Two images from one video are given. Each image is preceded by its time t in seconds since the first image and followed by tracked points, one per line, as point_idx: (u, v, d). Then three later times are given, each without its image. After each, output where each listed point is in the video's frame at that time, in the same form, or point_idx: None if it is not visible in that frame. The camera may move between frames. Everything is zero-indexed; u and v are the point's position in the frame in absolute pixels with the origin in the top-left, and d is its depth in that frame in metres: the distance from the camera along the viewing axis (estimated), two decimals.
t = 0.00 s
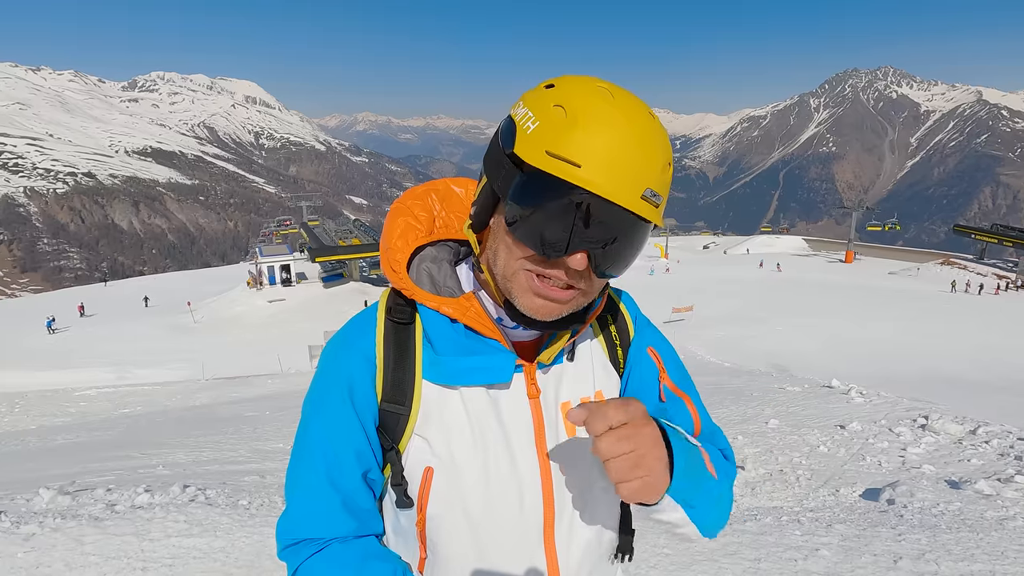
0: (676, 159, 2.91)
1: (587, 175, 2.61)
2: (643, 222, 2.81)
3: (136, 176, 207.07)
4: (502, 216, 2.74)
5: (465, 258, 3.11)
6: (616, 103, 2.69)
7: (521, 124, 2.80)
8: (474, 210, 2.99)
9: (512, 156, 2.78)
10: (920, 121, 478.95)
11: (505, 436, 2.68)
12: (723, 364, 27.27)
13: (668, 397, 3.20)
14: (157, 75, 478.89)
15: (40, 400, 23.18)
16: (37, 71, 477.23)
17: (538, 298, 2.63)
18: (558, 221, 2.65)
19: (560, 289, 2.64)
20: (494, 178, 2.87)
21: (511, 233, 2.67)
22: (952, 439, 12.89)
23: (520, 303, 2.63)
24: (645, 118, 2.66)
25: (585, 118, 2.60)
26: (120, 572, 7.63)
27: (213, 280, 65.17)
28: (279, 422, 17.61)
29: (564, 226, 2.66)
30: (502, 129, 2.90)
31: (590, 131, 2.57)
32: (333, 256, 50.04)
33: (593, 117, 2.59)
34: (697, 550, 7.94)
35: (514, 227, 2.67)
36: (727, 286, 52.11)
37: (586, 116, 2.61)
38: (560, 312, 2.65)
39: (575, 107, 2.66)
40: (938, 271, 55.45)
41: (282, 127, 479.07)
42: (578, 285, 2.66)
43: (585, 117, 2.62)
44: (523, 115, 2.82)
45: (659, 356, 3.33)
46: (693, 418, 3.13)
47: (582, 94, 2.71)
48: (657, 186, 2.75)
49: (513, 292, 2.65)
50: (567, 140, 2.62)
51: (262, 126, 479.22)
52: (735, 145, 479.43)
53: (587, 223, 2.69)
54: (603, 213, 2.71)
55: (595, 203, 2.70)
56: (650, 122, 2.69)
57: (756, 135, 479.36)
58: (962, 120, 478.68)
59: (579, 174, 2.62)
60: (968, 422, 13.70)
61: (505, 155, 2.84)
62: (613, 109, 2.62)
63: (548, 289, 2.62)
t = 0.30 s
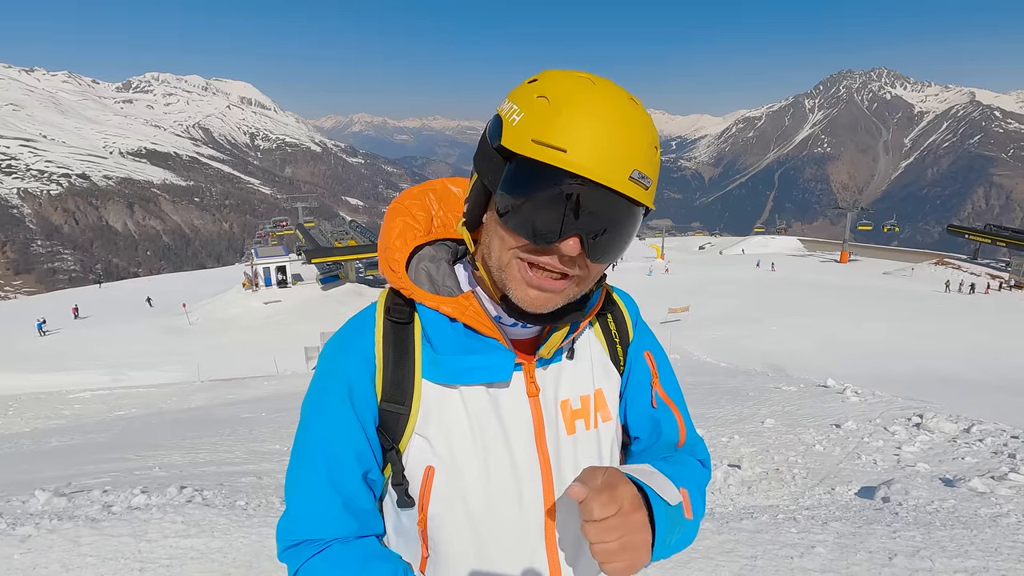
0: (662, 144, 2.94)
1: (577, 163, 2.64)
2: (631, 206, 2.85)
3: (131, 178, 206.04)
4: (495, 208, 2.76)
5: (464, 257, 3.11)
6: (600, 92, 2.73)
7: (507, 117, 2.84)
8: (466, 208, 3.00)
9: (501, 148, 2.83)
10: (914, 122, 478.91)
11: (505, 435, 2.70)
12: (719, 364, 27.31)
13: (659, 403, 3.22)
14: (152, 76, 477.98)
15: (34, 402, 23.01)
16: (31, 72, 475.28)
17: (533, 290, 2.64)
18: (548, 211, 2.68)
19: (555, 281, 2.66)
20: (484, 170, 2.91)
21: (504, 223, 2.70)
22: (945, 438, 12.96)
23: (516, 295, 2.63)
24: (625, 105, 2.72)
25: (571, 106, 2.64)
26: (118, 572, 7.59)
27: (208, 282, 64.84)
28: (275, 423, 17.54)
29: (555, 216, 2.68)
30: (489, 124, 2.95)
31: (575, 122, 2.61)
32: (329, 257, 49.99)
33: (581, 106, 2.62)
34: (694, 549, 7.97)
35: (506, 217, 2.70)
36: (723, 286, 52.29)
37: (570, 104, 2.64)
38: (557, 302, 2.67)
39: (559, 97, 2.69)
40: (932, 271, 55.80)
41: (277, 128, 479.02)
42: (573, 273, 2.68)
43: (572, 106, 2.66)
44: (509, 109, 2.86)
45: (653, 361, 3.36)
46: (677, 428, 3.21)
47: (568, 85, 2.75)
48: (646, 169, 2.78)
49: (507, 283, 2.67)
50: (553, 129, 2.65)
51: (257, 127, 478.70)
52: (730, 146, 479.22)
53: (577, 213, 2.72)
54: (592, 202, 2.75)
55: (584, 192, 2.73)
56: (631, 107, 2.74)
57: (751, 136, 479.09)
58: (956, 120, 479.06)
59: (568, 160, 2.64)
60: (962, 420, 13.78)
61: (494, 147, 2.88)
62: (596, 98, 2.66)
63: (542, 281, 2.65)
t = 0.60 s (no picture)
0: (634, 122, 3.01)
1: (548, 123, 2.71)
2: (605, 178, 2.91)
3: (123, 179, 204.55)
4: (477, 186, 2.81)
5: (456, 247, 3.12)
6: (568, 69, 2.78)
7: (481, 101, 2.93)
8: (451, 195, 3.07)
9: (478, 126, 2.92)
10: (906, 122, 478.94)
11: (499, 425, 2.70)
12: (713, 363, 27.40)
13: (660, 381, 3.23)
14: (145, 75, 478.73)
15: (24, 405, 22.80)
16: (21, 72, 471.92)
17: (522, 264, 2.63)
18: (530, 186, 2.71)
19: (541, 255, 2.66)
20: (466, 157, 2.98)
21: (489, 198, 2.71)
22: (936, 434, 13.10)
23: (506, 275, 2.65)
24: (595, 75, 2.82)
25: (540, 81, 2.72)
26: (113, 572, 7.55)
27: (202, 283, 64.46)
28: (269, 424, 17.46)
29: (535, 192, 2.71)
30: (466, 114, 3.04)
31: (547, 87, 2.70)
32: (323, 258, 49.85)
33: (550, 76, 2.72)
34: (689, 545, 8.02)
35: (490, 195, 2.72)
36: (717, 286, 52.51)
37: (541, 75, 2.73)
38: (544, 278, 2.65)
39: (531, 70, 2.77)
40: (923, 271, 56.24)
41: (271, 129, 479.14)
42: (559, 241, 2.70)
43: (543, 77, 2.74)
44: (485, 94, 2.93)
45: (649, 343, 3.36)
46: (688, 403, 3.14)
47: (537, 65, 2.82)
48: (618, 130, 2.86)
49: (497, 263, 2.66)
50: (527, 97, 2.74)
51: (251, 128, 479.43)
52: (724, 146, 479.34)
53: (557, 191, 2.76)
54: (570, 182, 2.80)
55: (562, 171, 2.79)
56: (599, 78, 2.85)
57: (744, 137, 479.08)
58: (947, 121, 479.20)
59: (540, 122, 2.71)
60: (952, 417, 13.94)
61: (470, 130, 2.98)
62: (568, 70, 2.75)
63: (529, 255, 2.64)
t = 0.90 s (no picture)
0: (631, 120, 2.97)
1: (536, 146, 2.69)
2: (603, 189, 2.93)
3: (114, 180, 202.92)
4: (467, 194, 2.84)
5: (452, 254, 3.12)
6: (556, 73, 2.76)
7: (468, 110, 2.90)
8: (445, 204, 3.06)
9: (464, 140, 2.91)
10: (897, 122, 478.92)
11: (500, 430, 2.69)
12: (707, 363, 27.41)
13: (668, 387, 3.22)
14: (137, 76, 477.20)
15: (13, 408, 22.53)
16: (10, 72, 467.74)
17: (518, 277, 2.66)
18: (523, 195, 2.74)
19: (534, 265, 2.70)
20: (454, 166, 2.97)
21: (476, 212, 2.76)
22: (929, 433, 13.22)
23: (501, 287, 2.66)
24: (590, 78, 2.76)
25: (529, 87, 2.68)
26: None
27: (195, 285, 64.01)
28: (263, 426, 17.38)
29: (529, 202, 2.73)
30: (455, 123, 3.01)
31: (535, 99, 2.65)
32: (316, 259, 49.67)
33: (538, 87, 2.67)
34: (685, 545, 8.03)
35: (479, 208, 2.75)
36: (711, 286, 52.73)
37: (527, 84, 2.70)
38: (541, 288, 2.68)
39: (517, 79, 2.74)
40: (914, 270, 56.72)
41: (263, 129, 478.46)
42: (551, 256, 2.72)
43: (531, 88, 2.71)
44: (471, 102, 2.91)
45: (653, 345, 3.38)
46: (696, 406, 3.17)
47: (523, 69, 2.78)
48: (613, 141, 2.82)
49: (491, 276, 2.69)
50: (515, 114, 2.69)
51: (243, 129, 480.80)
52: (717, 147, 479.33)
53: (550, 201, 2.77)
54: (564, 189, 2.81)
55: (555, 176, 2.80)
56: (594, 80, 2.79)
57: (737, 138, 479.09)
58: (936, 121, 479.16)
59: (527, 143, 2.70)
60: (945, 415, 14.06)
61: (458, 139, 2.97)
62: (561, 79, 2.70)
63: (522, 265, 2.68)
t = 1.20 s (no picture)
0: (604, 99, 2.96)
1: (503, 146, 2.69)
2: (584, 186, 2.94)
3: (105, 181, 201.41)
4: (448, 188, 2.86)
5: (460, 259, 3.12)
6: (515, 68, 2.77)
7: (438, 127, 2.94)
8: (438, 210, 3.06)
9: (439, 149, 2.92)
10: (888, 123, 479.11)
11: (512, 438, 2.67)
12: (702, 363, 27.42)
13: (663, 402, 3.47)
14: (128, 78, 477.04)
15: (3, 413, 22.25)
16: None
17: (509, 278, 2.65)
18: (504, 192, 2.77)
19: (523, 263, 2.69)
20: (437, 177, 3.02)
21: (461, 211, 2.76)
22: (923, 431, 13.33)
23: (494, 287, 2.66)
24: (547, 67, 2.76)
25: (493, 89, 2.67)
26: None
27: (188, 287, 63.59)
28: (258, 429, 17.26)
29: (511, 198, 2.77)
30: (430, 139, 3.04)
31: (497, 99, 2.65)
32: (310, 261, 49.73)
33: (502, 85, 2.68)
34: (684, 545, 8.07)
35: (460, 212, 2.76)
36: (706, 286, 52.92)
37: (491, 86, 2.69)
38: (535, 285, 2.68)
39: (479, 84, 2.74)
40: (906, 270, 57.17)
41: (256, 131, 477.21)
42: (544, 254, 2.73)
43: (491, 90, 2.71)
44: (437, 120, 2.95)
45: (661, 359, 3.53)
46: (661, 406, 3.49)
47: (482, 73, 2.79)
48: (580, 126, 2.80)
49: (484, 278, 2.70)
50: (481, 120, 2.71)
51: (236, 130, 479.77)
52: (710, 148, 479.25)
53: (531, 199, 2.80)
54: (545, 186, 2.83)
55: (536, 175, 2.84)
56: (553, 68, 2.79)
57: (729, 138, 479.00)
58: (926, 123, 478.63)
59: (494, 145, 2.70)
60: (938, 413, 14.19)
61: (433, 156, 2.98)
62: (519, 72, 2.71)
63: (514, 268, 2.67)
